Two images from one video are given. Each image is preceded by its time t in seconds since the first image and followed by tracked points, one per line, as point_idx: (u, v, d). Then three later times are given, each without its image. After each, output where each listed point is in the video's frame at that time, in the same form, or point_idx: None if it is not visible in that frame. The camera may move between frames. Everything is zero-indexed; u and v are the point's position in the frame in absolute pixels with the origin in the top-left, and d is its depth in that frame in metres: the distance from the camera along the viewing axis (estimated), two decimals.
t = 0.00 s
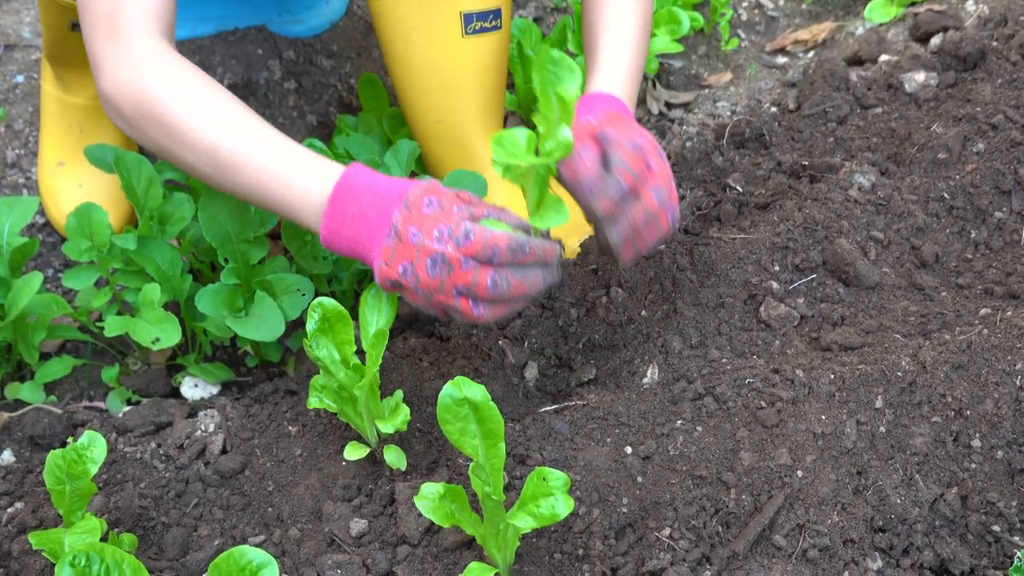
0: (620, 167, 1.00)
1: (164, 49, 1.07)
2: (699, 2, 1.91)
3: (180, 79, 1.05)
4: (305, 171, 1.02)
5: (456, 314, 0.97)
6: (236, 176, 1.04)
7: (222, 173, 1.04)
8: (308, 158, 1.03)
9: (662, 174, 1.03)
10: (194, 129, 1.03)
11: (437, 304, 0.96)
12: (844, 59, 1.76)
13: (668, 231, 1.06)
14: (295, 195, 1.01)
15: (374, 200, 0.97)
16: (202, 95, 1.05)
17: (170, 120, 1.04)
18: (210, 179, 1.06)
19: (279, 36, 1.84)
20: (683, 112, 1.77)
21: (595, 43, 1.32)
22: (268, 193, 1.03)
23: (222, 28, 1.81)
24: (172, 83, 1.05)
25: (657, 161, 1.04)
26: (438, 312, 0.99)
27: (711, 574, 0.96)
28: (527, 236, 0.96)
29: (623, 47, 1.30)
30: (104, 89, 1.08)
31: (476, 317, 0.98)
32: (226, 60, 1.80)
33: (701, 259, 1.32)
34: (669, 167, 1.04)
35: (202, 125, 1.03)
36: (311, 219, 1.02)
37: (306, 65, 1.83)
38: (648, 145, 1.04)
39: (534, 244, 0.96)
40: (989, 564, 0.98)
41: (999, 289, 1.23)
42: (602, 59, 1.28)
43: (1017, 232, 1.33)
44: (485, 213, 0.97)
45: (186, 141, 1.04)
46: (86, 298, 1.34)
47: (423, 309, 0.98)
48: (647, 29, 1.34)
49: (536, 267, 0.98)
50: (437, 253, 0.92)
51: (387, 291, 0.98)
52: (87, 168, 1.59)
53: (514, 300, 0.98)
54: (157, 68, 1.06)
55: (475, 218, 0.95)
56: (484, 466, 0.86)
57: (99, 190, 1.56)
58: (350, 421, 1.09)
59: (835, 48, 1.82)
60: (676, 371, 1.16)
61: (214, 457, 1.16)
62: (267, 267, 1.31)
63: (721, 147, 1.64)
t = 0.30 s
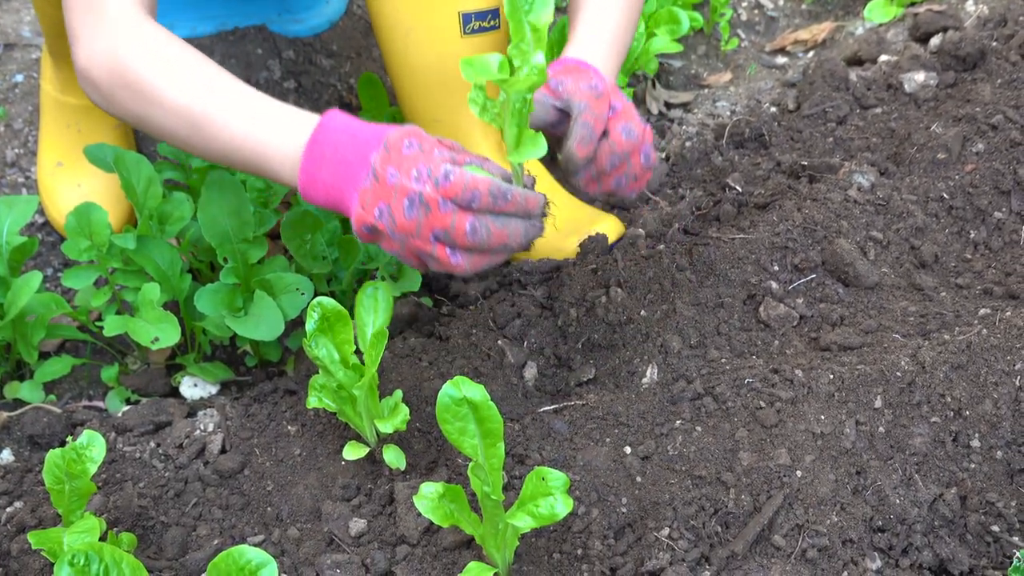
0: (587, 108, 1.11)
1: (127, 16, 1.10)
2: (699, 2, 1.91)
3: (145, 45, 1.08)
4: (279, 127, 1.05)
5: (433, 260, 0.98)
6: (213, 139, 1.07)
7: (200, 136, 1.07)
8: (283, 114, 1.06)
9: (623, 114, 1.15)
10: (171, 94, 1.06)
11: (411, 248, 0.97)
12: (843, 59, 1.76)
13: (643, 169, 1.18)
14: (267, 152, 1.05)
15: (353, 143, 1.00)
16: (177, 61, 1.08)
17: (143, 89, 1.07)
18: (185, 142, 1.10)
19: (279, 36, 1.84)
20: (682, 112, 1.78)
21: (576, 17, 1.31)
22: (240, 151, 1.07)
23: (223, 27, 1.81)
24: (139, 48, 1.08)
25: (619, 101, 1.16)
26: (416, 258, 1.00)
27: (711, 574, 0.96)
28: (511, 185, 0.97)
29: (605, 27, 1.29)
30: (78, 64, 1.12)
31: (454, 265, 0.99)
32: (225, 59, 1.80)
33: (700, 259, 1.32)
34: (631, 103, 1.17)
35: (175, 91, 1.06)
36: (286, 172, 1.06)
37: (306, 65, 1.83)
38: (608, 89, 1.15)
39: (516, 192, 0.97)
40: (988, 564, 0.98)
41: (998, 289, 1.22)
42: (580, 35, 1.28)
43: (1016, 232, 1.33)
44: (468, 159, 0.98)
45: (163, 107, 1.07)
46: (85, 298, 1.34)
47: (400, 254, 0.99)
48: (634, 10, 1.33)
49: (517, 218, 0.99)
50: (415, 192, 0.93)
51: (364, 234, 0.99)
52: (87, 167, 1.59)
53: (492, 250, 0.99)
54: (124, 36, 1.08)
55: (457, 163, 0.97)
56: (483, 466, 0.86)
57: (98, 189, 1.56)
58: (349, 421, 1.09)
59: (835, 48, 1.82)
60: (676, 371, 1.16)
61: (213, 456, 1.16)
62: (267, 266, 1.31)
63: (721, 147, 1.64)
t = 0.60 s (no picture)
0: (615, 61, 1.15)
1: (113, 8, 1.10)
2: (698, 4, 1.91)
3: (132, 36, 1.08)
4: (269, 113, 1.05)
5: (412, 235, 0.99)
6: (203, 128, 1.07)
7: (190, 126, 1.08)
8: (273, 99, 1.06)
9: (641, 69, 1.21)
10: (159, 85, 1.07)
11: (391, 221, 0.99)
12: (842, 61, 1.76)
13: (650, 129, 1.26)
14: (256, 136, 1.05)
15: (343, 115, 1.01)
16: (165, 51, 1.08)
17: (132, 82, 1.07)
18: (177, 133, 1.11)
19: (279, 38, 1.84)
20: (682, 114, 1.78)
21: None
22: (231, 137, 1.07)
23: (222, 29, 1.81)
24: (126, 40, 1.08)
25: (638, 59, 1.21)
26: (397, 233, 1.01)
27: None
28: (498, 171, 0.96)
29: None
30: (67, 62, 1.12)
31: (432, 242, 1.00)
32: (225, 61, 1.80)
33: (699, 262, 1.32)
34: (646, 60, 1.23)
35: (163, 82, 1.06)
36: (277, 155, 1.06)
37: (306, 67, 1.83)
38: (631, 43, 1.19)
39: (501, 178, 0.96)
40: (987, 566, 0.98)
41: (997, 291, 1.23)
42: None
43: (1016, 234, 1.33)
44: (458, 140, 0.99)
45: (151, 100, 1.08)
46: (85, 299, 1.34)
47: (381, 226, 1.01)
48: None
49: (501, 204, 0.98)
50: (398, 161, 0.95)
51: (347, 204, 1.01)
52: (86, 168, 1.59)
53: (474, 233, 1.00)
54: (111, 29, 1.09)
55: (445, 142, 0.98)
56: (482, 468, 0.86)
57: (98, 191, 1.56)
58: (348, 422, 1.09)
59: (834, 50, 1.82)
60: (675, 373, 1.16)
61: (212, 458, 1.16)
62: (266, 268, 1.31)
63: (721, 149, 1.65)
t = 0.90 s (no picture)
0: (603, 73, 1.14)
1: (109, 13, 1.10)
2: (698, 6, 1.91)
3: (127, 42, 1.08)
4: (263, 121, 1.05)
5: (407, 242, 1.00)
6: (198, 134, 1.07)
7: (185, 131, 1.08)
8: (268, 107, 1.06)
9: (637, 83, 1.20)
10: (153, 90, 1.07)
11: (386, 229, 0.99)
12: (842, 64, 1.76)
13: (640, 145, 1.24)
14: (250, 144, 1.06)
15: (338, 124, 1.02)
16: (160, 55, 1.08)
17: (127, 86, 1.07)
18: (173, 139, 1.11)
19: (278, 40, 1.84)
20: (681, 116, 1.78)
21: None
22: (226, 145, 1.07)
23: (222, 30, 1.81)
24: (119, 46, 1.08)
25: (633, 74, 1.20)
26: (392, 240, 1.02)
27: None
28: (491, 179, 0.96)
29: None
30: (65, 68, 1.13)
31: (428, 249, 1.00)
32: (224, 62, 1.80)
33: (698, 264, 1.32)
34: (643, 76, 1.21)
35: (158, 87, 1.06)
36: (272, 163, 1.06)
37: (305, 69, 1.83)
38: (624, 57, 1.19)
39: (495, 186, 0.95)
40: (985, 569, 0.98)
41: (996, 293, 1.23)
42: None
43: (1014, 237, 1.33)
44: (452, 147, 0.99)
45: (146, 104, 1.08)
46: (85, 300, 1.34)
47: (377, 234, 1.01)
48: None
49: (496, 211, 0.98)
50: (391, 170, 0.95)
51: (342, 213, 1.02)
52: (86, 169, 1.59)
53: (470, 239, 1.00)
54: (106, 34, 1.09)
55: (438, 150, 0.98)
56: (481, 470, 0.86)
57: (98, 192, 1.56)
58: (347, 424, 1.09)
59: (833, 53, 1.83)
60: (674, 375, 1.16)
61: (211, 459, 1.16)
62: (265, 269, 1.31)
63: (720, 151, 1.65)
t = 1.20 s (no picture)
0: (591, 61, 1.12)
1: (109, 14, 1.10)
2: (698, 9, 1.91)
3: (127, 43, 1.08)
4: (264, 120, 1.05)
5: (407, 237, 1.00)
6: (199, 135, 1.08)
7: (186, 132, 1.08)
8: (268, 106, 1.06)
9: (624, 76, 1.18)
10: (154, 91, 1.07)
11: (387, 224, 0.99)
12: (843, 67, 1.77)
13: (626, 138, 1.21)
14: (250, 143, 1.06)
15: (339, 120, 1.02)
16: (161, 56, 1.08)
17: (128, 87, 1.08)
18: (174, 139, 1.11)
19: (280, 43, 1.84)
20: (682, 120, 1.79)
21: None
22: (227, 144, 1.07)
23: (224, 33, 1.82)
24: (119, 47, 1.08)
25: (620, 65, 1.18)
26: (392, 236, 1.02)
27: None
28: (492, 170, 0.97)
29: None
30: (65, 71, 1.13)
31: (428, 243, 1.00)
32: (226, 65, 1.80)
33: (699, 267, 1.32)
34: (632, 70, 1.20)
35: (159, 88, 1.07)
36: (272, 161, 1.07)
37: (307, 72, 1.84)
38: (613, 48, 1.17)
39: (496, 177, 0.96)
40: (986, 572, 0.98)
41: (997, 297, 1.23)
42: None
43: (1016, 240, 1.34)
44: (452, 141, 0.99)
45: (147, 105, 1.08)
46: (86, 303, 1.34)
47: (377, 229, 1.01)
48: None
49: (497, 203, 0.99)
50: (391, 163, 0.95)
51: (343, 208, 1.02)
52: (86, 172, 1.59)
53: (471, 233, 1.00)
54: (106, 35, 1.09)
55: (439, 143, 0.98)
56: (482, 474, 0.86)
57: (99, 195, 1.57)
58: (348, 427, 1.09)
59: (835, 56, 1.83)
60: (675, 378, 1.16)
61: (213, 462, 1.16)
62: (267, 272, 1.31)
63: (721, 155, 1.65)
